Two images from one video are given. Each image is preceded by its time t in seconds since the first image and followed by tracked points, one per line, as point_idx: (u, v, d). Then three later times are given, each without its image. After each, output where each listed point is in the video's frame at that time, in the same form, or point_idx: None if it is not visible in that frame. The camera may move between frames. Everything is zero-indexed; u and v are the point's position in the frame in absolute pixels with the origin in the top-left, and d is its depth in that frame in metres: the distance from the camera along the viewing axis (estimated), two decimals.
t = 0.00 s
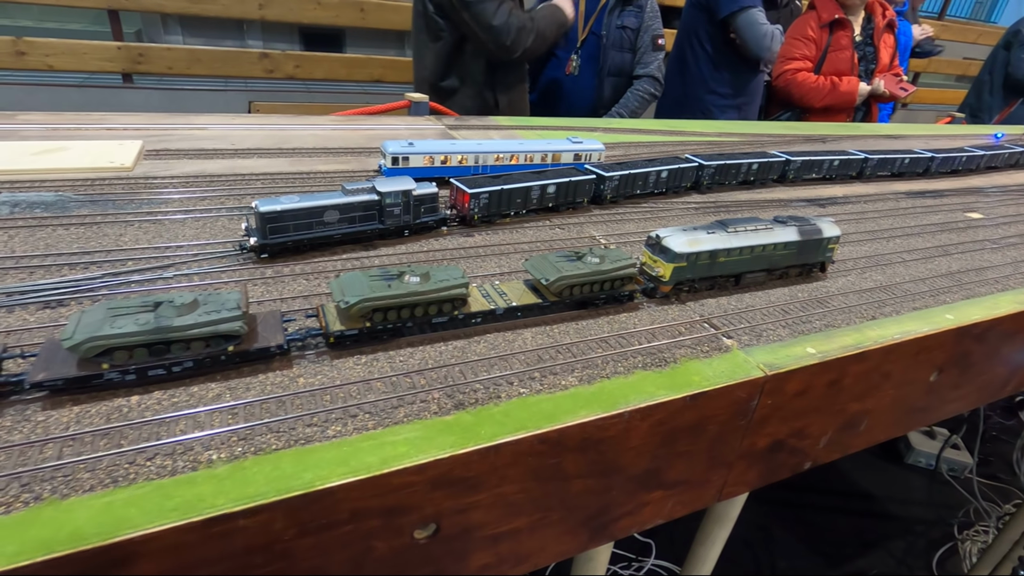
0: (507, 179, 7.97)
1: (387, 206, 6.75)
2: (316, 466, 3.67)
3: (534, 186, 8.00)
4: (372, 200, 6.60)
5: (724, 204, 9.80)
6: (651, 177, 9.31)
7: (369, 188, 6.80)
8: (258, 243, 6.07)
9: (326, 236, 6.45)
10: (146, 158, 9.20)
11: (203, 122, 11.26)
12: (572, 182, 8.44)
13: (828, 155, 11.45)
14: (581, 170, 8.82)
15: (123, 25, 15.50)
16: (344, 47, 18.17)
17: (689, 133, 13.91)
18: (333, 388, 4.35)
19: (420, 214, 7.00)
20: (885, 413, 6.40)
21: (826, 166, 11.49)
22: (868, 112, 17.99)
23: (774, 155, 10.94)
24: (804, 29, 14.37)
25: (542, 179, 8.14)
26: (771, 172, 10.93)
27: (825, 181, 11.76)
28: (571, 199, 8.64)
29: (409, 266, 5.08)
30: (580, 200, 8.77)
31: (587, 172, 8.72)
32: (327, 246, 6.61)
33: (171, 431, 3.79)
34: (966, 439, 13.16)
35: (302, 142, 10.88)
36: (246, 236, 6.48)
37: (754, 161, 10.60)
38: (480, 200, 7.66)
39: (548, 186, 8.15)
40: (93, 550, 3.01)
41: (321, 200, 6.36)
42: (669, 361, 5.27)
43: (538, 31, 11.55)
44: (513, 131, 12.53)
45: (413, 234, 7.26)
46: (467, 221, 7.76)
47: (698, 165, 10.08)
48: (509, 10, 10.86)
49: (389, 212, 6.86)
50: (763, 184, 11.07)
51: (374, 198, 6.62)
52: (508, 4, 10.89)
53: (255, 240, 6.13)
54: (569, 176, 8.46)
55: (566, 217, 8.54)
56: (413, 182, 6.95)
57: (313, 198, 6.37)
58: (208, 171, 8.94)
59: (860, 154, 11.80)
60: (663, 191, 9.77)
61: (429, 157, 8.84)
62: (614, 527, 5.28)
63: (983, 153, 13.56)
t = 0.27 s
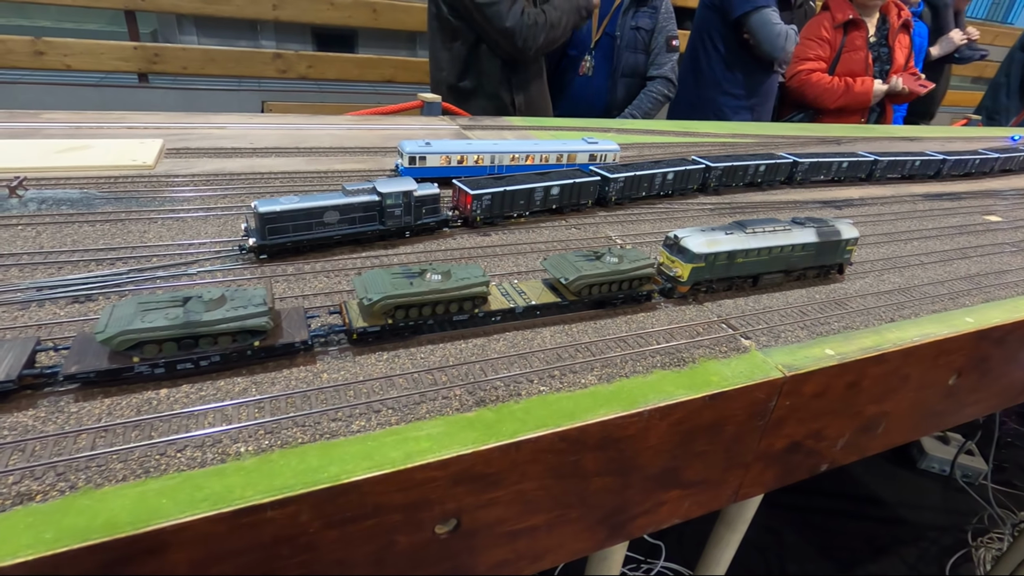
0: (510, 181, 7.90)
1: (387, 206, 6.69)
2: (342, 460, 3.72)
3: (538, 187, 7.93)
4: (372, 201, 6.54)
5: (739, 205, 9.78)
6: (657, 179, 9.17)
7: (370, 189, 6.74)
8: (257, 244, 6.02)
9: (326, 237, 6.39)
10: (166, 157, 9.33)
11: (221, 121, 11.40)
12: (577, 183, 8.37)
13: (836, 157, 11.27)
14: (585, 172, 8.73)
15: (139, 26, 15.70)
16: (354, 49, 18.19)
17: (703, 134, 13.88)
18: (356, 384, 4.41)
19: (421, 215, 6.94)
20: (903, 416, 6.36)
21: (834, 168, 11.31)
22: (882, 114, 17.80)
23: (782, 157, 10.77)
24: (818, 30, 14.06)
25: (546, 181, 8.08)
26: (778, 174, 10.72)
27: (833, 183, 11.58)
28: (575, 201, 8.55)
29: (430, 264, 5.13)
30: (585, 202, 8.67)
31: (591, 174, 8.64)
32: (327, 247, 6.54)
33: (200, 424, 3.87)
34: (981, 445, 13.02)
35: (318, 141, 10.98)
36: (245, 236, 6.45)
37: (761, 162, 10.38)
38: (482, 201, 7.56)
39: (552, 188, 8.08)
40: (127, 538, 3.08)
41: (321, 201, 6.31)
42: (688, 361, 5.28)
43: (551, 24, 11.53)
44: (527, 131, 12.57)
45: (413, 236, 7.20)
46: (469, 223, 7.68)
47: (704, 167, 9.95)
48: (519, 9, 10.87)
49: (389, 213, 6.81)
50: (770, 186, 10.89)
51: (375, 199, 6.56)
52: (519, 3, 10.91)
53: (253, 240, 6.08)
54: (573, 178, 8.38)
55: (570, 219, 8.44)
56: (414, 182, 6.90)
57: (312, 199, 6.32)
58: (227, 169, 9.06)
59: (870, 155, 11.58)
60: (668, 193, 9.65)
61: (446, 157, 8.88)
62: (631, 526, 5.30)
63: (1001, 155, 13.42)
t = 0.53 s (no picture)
0: (512, 181, 7.78)
1: (385, 207, 6.56)
2: (363, 456, 3.74)
3: (540, 187, 7.80)
4: (370, 201, 6.42)
5: (754, 206, 9.72)
6: (662, 180, 8.99)
7: (368, 189, 6.62)
8: (252, 244, 5.94)
9: (323, 238, 6.28)
10: (184, 154, 9.42)
11: (237, 120, 11.49)
12: (580, 184, 8.22)
13: (845, 158, 11.06)
14: (589, 173, 8.58)
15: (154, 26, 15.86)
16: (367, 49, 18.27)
17: (716, 135, 13.80)
18: (376, 380, 4.43)
19: (420, 216, 6.80)
20: (922, 419, 6.29)
21: (842, 170, 11.10)
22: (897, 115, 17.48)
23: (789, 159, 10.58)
24: (833, 30, 13.92)
25: (548, 182, 7.94)
26: (785, 175, 10.51)
27: (841, 185, 11.37)
28: (578, 202, 8.40)
29: (449, 263, 5.14)
30: (588, 203, 8.51)
31: (595, 175, 8.49)
32: (324, 247, 6.43)
33: (224, 418, 3.91)
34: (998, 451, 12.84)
35: (333, 140, 11.03)
36: (240, 237, 6.37)
37: (768, 164, 10.19)
38: (483, 202, 7.44)
39: (554, 189, 7.95)
40: (154, 529, 3.12)
41: (318, 201, 6.20)
42: (706, 361, 5.26)
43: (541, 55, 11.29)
44: (540, 131, 12.57)
45: (412, 237, 7.07)
46: (470, 224, 7.57)
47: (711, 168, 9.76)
48: (509, 27, 10.79)
49: (388, 213, 6.67)
50: (777, 187, 10.68)
51: (373, 199, 6.44)
52: (512, 21, 10.84)
53: (249, 241, 6.00)
54: (577, 179, 8.24)
55: (573, 221, 8.30)
56: (413, 182, 6.76)
57: (309, 198, 6.21)
58: (244, 167, 9.14)
59: (879, 157, 11.40)
60: (674, 195, 9.47)
61: (461, 155, 8.89)
62: (647, 526, 5.28)
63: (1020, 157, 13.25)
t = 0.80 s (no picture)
0: (512, 184, 7.66)
1: (382, 209, 6.45)
2: (382, 455, 3.76)
3: (540, 190, 7.71)
4: (366, 203, 6.32)
5: (768, 208, 9.66)
6: (666, 182, 8.86)
7: (364, 191, 6.52)
8: (246, 246, 5.91)
9: (317, 240, 6.21)
10: (200, 154, 9.51)
11: (252, 120, 11.58)
12: (581, 187, 8.10)
13: (852, 161, 10.90)
14: (592, 175, 8.45)
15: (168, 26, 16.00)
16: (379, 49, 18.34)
17: (729, 136, 13.74)
18: (394, 379, 4.45)
19: (418, 218, 6.67)
20: (939, 425, 6.22)
21: (850, 172, 10.94)
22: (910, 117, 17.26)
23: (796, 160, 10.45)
24: (845, 32, 13.74)
25: (549, 184, 7.85)
26: (791, 178, 10.38)
27: (848, 188, 11.22)
28: (580, 205, 8.28)
29: (466, 263, 5.15)
30: (590, 206, 8.39)
31: (597, 177, 8.36)
32: (320, 249, 6.36)
33: (244, 416, 3.93)
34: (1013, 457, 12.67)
35: (347, 140, 11.09)
36: (235, 238, 6.34)
37: (775, 166, 10.02)
38: (481, 205, 7.33)
39: (555, 192, 7.88)
40: (177, 525, 3.15)
41: (313, 203, 6.11)
42: (723, 364, 5.24)
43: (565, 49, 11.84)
44: (552, 132, 12.57)
45: (411, 239, 6.97)
46: (469, 227, 7.51)
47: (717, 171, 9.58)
48: (538, 26, 11.13)
49: (385, 215, 6.56)
50: (783, 190, 10.54)
51: (369, 202, 6.35)
52: (538, 20, 11.17)
53: (243, 242, 5.98)
54: (578, 181, 8.12)
55: (573, 224, 8.19)
56: (411, 185, 6.64)
57: (305, 200, 6.13)
58: (259, 167, 9.21)
59: (887, 159, 11.25)
60: (678, 198, 9.34)
61: (475, 156, 8.91)
62: (662, 529, 5.26)
63: None
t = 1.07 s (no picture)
0: (514, 185, 7.56)
1: (381, 210, 6.36)
2: (404, 451, 3.79)
3: (542, 192, 7.61)
4: (365, 204, 6.24)
5: (785, 211, 9.62)
6: (671, 185, 8.75)
7: (363, 191, 6.44)
8: (242, 247, 5.85)
9: (315, 241, 6.14)
10: (219, 152, 9.60)
11: (269, 118, 11.68)
12: (585, 189, 7.99)
13: (860, 163, 10.79)
14: (596, 177, 8.36)
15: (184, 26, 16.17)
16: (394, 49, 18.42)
17: (744, 138, 13.68)
18: (415, 377, 4.48)
19: (417, 220, 6.57)
20: (959, 430, 6.15)
21: (858, 175, 10.82)
22: (927, 120, 17.08)
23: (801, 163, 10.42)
24: (861, 33, 13.38)
25: (551, 186, 7.76)
26: (799, 180, 10.33)
27: (856, 191, 11.09)
28: (583, 207, 8.18)
29: (485, 262, 5.18)
30: (594, 208, 8.30)
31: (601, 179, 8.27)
32: (318, 250, 6.29)
33: (268, 411, 3.98)
34: None
35: (362, 139, 11.16)
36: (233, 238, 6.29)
37: (782, 169, 9.92)
38: (483, 206, 7.25)
39: (558, 194, 7.76)
40: (204, 517, 3.20)
41: (311, 203, 6.03)
42: (742, 366, 5.22)
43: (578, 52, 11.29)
44: (566, 132, 12.57)
45: (410, 240, 6.87)
46: (469, 228, 7.39)
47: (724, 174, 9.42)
48: (546, 26, 10.78)
49: (383, 216, 6.48)
50: (791, 194, 10.46)
51: (368, 202, 6.26)
52: (547, 20, 10.84)
53: (239, 242, 5.93)
54: (582, 183, 8.03)
55: (577, 226, 8.08)
56: (410, 186, 6.55)
57: (303, 200, 6.07)
58: (277, 166, 9.29)
59: (896, 162, 11.14)
60: (683, 201, 9.22)
61: (491, 156, 8.95)
62: (678, 530, 5.25)
63: None
